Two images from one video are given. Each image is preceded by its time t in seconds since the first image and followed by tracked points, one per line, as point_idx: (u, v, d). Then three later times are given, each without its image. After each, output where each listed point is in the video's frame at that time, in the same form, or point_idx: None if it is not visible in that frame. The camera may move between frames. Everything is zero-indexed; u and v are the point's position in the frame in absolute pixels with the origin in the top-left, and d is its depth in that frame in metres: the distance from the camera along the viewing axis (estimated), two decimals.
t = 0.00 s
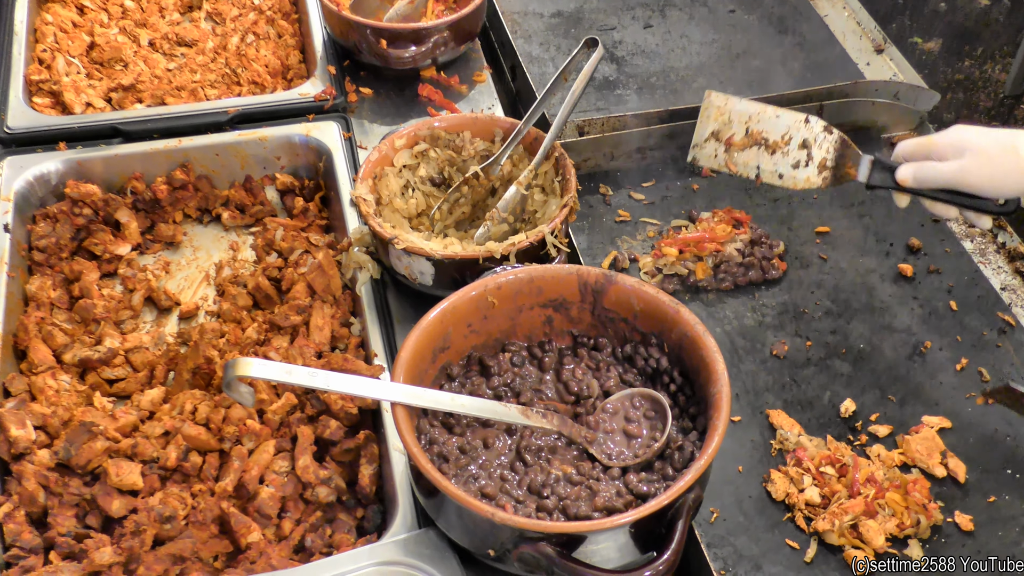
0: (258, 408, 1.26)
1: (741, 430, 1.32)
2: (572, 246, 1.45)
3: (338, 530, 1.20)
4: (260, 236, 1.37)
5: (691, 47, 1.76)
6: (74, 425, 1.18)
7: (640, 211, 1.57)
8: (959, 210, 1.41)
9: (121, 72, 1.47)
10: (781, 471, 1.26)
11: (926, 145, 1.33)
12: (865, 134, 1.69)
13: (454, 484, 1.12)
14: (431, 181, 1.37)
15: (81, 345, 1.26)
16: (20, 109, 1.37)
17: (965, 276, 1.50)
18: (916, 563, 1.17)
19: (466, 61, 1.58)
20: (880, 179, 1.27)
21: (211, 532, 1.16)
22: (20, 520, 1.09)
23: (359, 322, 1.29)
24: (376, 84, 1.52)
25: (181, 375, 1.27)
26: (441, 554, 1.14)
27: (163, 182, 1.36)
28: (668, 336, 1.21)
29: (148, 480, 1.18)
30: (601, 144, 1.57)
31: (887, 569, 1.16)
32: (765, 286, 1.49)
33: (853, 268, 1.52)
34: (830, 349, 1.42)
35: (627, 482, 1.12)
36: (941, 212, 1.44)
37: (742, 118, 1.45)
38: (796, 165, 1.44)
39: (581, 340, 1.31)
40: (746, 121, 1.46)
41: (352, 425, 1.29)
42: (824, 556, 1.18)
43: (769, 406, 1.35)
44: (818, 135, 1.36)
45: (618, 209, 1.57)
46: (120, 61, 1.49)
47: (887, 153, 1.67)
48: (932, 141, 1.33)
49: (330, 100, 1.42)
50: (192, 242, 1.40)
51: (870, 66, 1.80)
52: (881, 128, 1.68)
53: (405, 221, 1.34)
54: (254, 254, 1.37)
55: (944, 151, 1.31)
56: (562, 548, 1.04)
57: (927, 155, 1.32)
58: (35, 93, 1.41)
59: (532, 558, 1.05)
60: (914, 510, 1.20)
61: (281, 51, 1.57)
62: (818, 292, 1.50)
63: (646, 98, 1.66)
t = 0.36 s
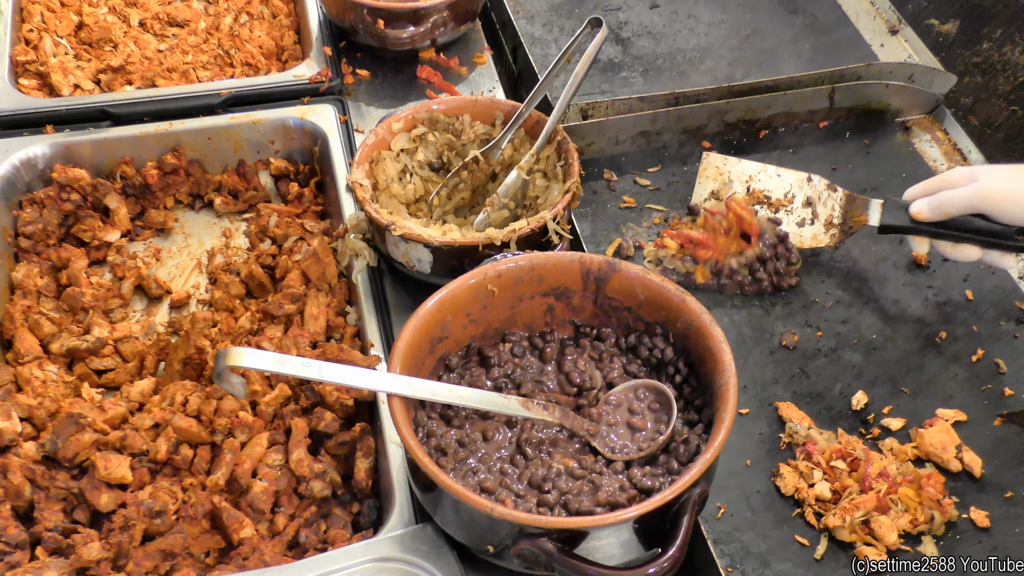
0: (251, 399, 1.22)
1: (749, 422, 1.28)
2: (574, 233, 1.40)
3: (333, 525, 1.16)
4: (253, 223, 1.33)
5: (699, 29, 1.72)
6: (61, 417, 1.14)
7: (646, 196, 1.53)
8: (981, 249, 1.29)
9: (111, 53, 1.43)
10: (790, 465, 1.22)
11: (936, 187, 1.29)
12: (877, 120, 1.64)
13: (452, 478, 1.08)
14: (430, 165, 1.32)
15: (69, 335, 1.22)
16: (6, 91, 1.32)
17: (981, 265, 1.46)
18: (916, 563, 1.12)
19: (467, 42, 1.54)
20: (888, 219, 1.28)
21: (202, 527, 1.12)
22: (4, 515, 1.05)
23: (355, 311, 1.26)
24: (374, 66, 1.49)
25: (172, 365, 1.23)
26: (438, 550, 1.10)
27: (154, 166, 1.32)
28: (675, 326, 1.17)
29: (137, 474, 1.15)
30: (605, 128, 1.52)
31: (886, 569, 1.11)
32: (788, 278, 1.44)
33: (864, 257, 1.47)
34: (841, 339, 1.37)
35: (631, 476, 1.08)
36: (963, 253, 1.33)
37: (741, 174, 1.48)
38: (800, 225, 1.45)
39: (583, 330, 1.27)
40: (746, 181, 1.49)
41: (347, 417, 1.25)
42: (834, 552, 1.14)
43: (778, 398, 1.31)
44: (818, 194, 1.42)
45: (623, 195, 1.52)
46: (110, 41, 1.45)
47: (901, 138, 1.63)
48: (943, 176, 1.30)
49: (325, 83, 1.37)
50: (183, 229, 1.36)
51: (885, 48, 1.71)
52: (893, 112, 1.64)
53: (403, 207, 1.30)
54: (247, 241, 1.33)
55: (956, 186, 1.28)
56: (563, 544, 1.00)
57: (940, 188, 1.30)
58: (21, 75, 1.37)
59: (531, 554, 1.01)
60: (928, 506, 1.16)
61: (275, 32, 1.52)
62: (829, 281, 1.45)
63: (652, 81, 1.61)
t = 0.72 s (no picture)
0: (227, 395, 1.18)
1: (742, 412, 1.25)
2: (560, 220, 1.36)
3: (314, 522, 1.13)
4: (230, 213, 1.29)
5: (687, 9, 1.67)
6: (30, 415, 1.10)
7: (635, 181, 1.49)
8: None
9: (80, 39, 1.38)
10: (784, 455, 1.18)
11: (959, 94, 1.07)
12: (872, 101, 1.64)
13: (436, 473, 1.05)
14: (411, 152, 1.28)
15: (38, 330, 1.18)
16: None
17: (978, 248, 1.42)
18: (916, 563, 1.09)
19: (448, 24, 1.51)
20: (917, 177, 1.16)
21: (179, 527, 1.08)
22: None
23: (335, 303, 1.22)
24: (353, 50, 1.45)
25: (146, 360, 1.19)
26: (423, 547, 1.07)
27: (126, 155, 1.28)
28: (664, 315, 1.14)
29: (110, 473, 1.11)
30: (592, 111, 1.48)
31: (886, 570, 1.08)
32: (794, 259, 1.37)
33: (859, 242, 1.44)
34: (835, 326, 1.34)
35: (620, 468, 1.05)
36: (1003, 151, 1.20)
37: (748, 102, 1.41)
38: (816, 136, 1.43)
39: (570, 320, 1.24)
40: (754, 107, 1.42)
41: (328, 411, 1.22)
42: (830, 544, 1.11)
43: (772, 387, 1.27)
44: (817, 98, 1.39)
45: (611, 180, 1.48)
46: (79, 27, 1.40)
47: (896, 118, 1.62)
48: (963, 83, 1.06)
49: (303, 67, 1.33)
50: (158, 220, 1.32)
51: (878, 26, 1.77)
52: (888, 91, 1.65)
53: (384, 195, 1.26)
54: (223, 232, 1.29)
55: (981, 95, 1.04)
56: (550, 538, 0.97)
57: (963, 98, 1.07)
58: None
59: (519, 550, 0.98)
60: (925, 495, 1.12)
61: (252, 16, 1.48)
62: (824, 266, 1.41)
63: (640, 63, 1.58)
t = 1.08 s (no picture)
0: (211, 389, 1.15)
1: (741, 406, 1.21)
2: (552, 208, 1.33)
3: (300, 521, 1.09)
4: (213, 202, 1.26)
5: None
6: (6, 412, 1.06)
7: (630, 169, 1.45)
8: None
9: (57, 23, 1.33)
10: (784, 450, 1.15)
11: None
12: (876, 85, 1.62)
13: (425, 469, 1.01)
14: (399, 139, 1.25)
15: (15, 324, 1.14)
16: None
17: (984, 236, 1.40)
18: (916, 563, 1.05)
19: (437, 8, 1.48)
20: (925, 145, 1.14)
21: (161, 526, 1.05)
22: None
23: (321, 295, 1.18)
24: (340, 34, 1.43)
25: (127, 355, 1.15)
26: (412, 545, 1.04)
27: (105, 143, 1.24)
28: (660, 305, 1.10)
29: (89, 472, 1.07)
30: (587, 96, 1.45)
31: (886, 570, 1.04)
32: (795, 247, 1.33)
33: (860, 230, 1.41)
34: (837, 317, 1.30)
35: (615, 463, 1.02)
36: None
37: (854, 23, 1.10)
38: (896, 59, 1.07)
39: (563, 311, 1.20)
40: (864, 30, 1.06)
41: (314, 406, 1.19)
42: (832, 541, 1.08)
43: (771, 379, 1.24)
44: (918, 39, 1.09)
45: (605, 167, 1.44)
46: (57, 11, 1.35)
47: (898, 103, 1.60)
48: None
49: (287, 52, 1.30)
50: (139, 210, 1.28)
51: (881, 9, 1.71)
52: (892, 75, 1.63)
53: (371, 183, 1.22)
54: (206, 222, 1.26)
55: None
56: (544, 536, 0.93)
57: None
58: None
59: (511, 547, 0.95)
60: (929, 490, 1.09)
61: None
62: (825, 255, 1.38)
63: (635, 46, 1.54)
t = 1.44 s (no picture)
0: (176, 393, 1.11)
1: (722, 401, 1.18)
2: (526, 201, 1.29)
3: (270, 526, 1.06)
4: (176, 200, 1.22)
5: None
6: None
7: (607, 159, 1.42)
8: None
9: (10, 17, 1.28)
10: (768, 445, 1.12)
11: None
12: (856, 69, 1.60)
13: (399, 471, 0.98)
14: (367, 132, 1.20)
15: None
16: None
17: (969, 223, 1.37)
18: (916, 563, 1.02)
19: None
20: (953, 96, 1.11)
21: (126, 534, 1.01)
22: None
23: (289, 293, 1.15)
24: (306, 24, 1.39)
25: (88, 359, 1.12)
26: (386, 549, 1.01)
27: (63, 140, 1.20)
28: (637, 299, 1.08)
29: (49, 480, 1.03)
30: (560, 85, 1.42)
31: (886, 570, 1.02)
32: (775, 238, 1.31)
33: (842, 218, 1.38)
34: (819, 308, 1.28)
35: (593, 462, 0.99)
36: None
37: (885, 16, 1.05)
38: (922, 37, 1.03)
39: (538, 306, 1.17)
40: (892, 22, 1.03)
41: (284, 408, 1.15)
42: (816, 537, 1.05)
43: (753, 372, 1.21)
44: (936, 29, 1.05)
45: (581, 158, 1.41)
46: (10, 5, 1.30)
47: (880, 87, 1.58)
48: None
49: (251, 44, 1.27)
50: (100, 209, 1.24)
51: None
52: (873, 61, 1.61)
53: (339, 178, 1.18)
54: (169, 221, 1.22)
55: None
56: (520, 537, 0.91)
57: None
58: None
59: (488, 550, 0.92)
60: (914, 483, 1.07)
61: None
62: (807, 245, 1.35)
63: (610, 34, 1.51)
